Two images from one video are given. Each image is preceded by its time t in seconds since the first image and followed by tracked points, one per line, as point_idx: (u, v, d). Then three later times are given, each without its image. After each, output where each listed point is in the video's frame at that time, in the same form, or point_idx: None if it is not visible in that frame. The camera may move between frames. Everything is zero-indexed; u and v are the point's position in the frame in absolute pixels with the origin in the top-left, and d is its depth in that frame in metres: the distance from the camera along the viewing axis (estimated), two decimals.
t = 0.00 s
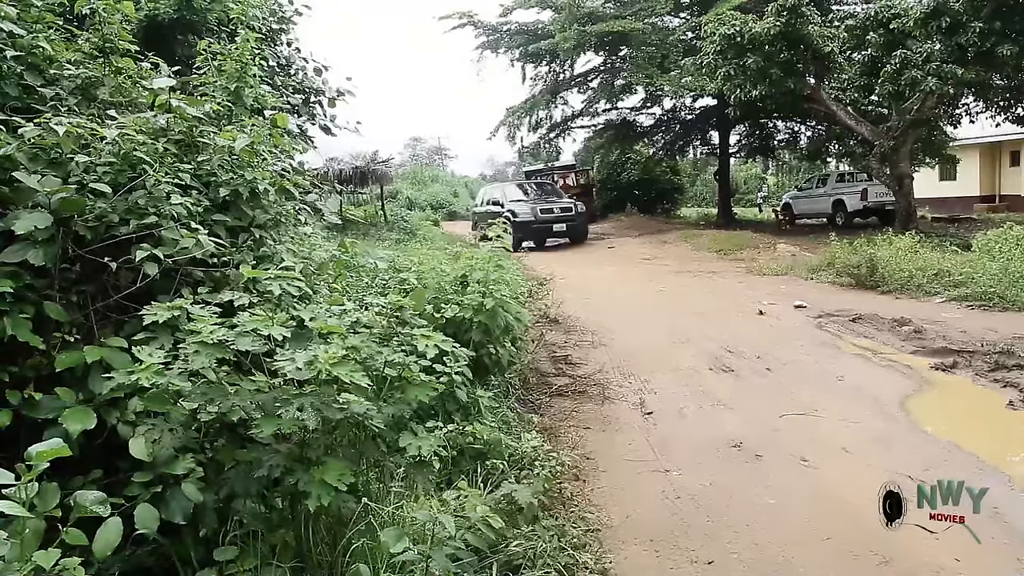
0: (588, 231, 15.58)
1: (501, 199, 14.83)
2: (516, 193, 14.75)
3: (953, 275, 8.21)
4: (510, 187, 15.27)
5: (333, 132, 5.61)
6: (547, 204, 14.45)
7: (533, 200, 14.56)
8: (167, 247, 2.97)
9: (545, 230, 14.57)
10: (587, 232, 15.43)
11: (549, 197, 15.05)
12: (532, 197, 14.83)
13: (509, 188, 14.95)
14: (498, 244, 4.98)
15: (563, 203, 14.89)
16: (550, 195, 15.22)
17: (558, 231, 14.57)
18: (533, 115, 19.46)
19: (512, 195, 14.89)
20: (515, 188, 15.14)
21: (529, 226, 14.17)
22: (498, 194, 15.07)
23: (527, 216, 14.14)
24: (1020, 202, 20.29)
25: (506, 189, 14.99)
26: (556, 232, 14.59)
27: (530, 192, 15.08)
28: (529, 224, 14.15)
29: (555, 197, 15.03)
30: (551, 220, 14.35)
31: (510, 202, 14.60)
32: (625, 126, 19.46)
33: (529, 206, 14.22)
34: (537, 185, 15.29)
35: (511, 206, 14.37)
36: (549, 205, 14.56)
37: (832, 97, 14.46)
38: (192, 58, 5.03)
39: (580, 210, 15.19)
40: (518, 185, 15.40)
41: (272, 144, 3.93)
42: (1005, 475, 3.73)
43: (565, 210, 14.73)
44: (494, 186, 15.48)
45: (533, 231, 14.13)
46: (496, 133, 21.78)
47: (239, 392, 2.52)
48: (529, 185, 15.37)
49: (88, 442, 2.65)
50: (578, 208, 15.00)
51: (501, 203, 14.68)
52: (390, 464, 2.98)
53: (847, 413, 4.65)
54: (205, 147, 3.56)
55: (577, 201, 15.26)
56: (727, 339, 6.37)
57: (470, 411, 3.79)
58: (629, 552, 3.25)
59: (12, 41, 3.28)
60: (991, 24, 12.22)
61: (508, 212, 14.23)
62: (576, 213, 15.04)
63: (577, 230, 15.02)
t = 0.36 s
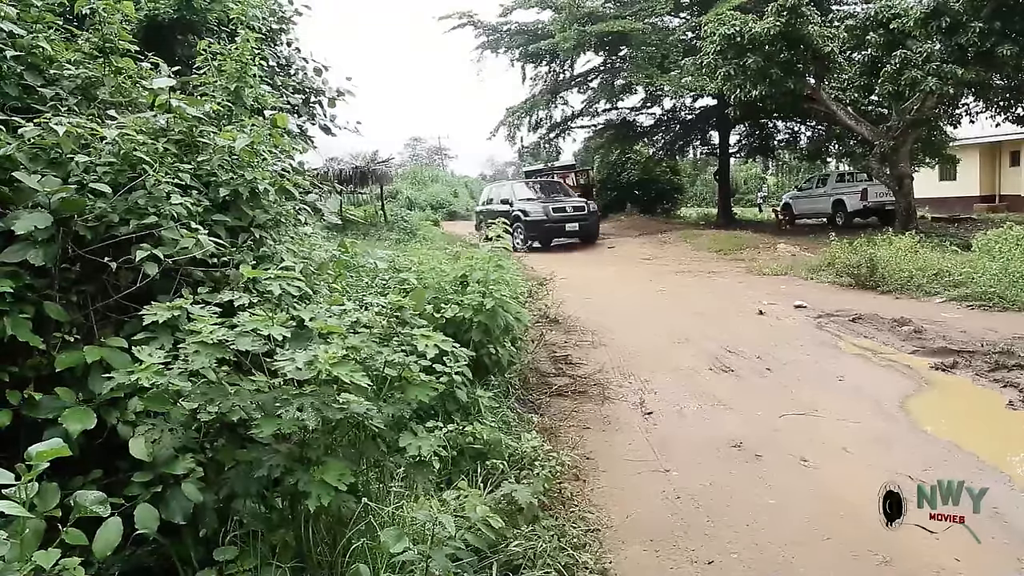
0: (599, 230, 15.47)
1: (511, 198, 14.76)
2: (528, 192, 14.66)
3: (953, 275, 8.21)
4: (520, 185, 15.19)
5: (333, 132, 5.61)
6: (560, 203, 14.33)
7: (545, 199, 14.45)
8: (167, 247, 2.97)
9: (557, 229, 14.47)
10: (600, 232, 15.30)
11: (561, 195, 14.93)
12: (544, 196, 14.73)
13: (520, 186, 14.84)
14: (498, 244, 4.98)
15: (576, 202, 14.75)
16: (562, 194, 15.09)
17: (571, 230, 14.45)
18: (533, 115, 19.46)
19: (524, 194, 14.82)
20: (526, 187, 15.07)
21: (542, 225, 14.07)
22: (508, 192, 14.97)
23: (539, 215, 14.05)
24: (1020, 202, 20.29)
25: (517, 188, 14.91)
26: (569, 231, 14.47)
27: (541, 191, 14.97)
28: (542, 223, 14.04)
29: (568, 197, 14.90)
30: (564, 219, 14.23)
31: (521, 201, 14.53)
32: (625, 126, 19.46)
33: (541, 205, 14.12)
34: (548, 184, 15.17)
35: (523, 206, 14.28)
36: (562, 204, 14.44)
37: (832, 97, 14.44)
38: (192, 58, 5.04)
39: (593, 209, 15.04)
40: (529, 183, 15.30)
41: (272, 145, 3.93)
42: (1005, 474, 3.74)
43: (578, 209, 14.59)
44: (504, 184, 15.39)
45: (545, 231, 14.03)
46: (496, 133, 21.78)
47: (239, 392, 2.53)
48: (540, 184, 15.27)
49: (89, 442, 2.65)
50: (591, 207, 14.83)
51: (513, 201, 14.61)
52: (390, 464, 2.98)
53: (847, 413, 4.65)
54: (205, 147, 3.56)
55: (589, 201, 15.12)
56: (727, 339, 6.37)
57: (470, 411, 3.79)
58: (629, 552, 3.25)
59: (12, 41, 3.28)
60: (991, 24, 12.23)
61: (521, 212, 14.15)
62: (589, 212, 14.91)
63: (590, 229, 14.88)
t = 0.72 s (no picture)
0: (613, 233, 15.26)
1: (522, 198, 14.70)
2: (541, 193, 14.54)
3: (953, 275, 8.21)
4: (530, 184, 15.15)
5: (332, 131, 5.60)
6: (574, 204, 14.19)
7: (559, 200, 14.32)
8: (167, 247, 2.97)
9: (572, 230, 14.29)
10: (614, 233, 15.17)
11: (574, 197, 14.79)
12: (557, 197, 14.61)
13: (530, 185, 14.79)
14: (498, 244, 4.98)
15: (589, 203, 14.60)
16: (575, 195, 14.95)
17: (585, 232, 14.30)
18: (532, 115, 19.46)
19: (536, 194, 14.74)
20: (537, 187, 14.99)
21: (555, 226, 13.93)
22: (518, 192, 14.90)
23: (553, 216, 13.92)
24: (1020, 202, 20.29)
25: (528, 188, 14.84)
26: (584, 233, 14.32)
27: (553, 192, 14.84)
28: (556, 225, 13.91)
29: (582, 199, 14.73)
30: (579, 220, 14.08)
31: (534, 202, 14.47)
32: (625, 126, 19.46)
33: (555, 206, 13.99)
34: (561, 186, 15.06)
35: (536, 206, 14.17)
36: (576, 205, 14.28)
37: (832, 97, 14.50)
38: (191, 58, 5.04)
39: (607, 210, 14.89)
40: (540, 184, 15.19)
41: (272, 145, 3.93)
42: (1004, 474, 3.74)
43: (592, 210, 14.41)
44: (514, 183, 15.30)
45: (559, 232, 13.90)
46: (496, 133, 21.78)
47: (239, 392, 2.53)
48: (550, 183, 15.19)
49: (88, 442, 2.65)
50: (605, 209, 14.65)
51: (525, 202, 14.53)
52: (389, 464, 2.98)
53: (847, 413, 4.65)
54: (205, 147, 3.56)
55: (603, 203, 14.94)
56: (727, 339, 6.38)
57: (470, 412, 3.79)
58: (629, 552, 3.25)
59: (12, 41, 3.28)
60: (990, 24, 12.22)
61: (535, 213, 14.02)
62: (604, 214, 14.73)
63: (605, 230, 14.73)
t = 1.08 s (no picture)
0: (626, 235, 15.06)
1: (535, 199, 14.48)
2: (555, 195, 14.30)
3: (952, 276, 8.22)
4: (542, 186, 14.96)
5: (332, 131, 5.59)
6: (591, 207, 13.99)
7: (575, 202, 14.11)
8: (167, 248, 2.96)
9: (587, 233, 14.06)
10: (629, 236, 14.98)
11: (588, 199, 14.58)
12: (572, 199, 14.40)
13: (542, 186, 14.57)
14: (498, 245, 4.99)
15: (605, 205, 14.38)
16: (590, 198, 14.75)
17: (601, 235, 14.07)
18: (532, 116, 19.46)
19: (550, 196, 14.53)
20: (551, 188, 14.79)
21: (572, 229, 13.70)
22: (531, 193, 14.67)
23: (570, 219, 13.70)
24: (1019, 203, 20.25)
25: (541, 189, 14.63)
26: (601, 237, 14.10)
27: (567, 194, 14.66)
28: (572, 228, 13.69)
29: (597, 201, 14.51)
30: (596, 223, 13.86)
31: (548, 203, 14.25)
32: (625, 126, 19.47)
33: (572, 209, 13.78)
34: (575, 187, 14.84)
35: (551, 209, 13.95)
36: (592, 208, 14.08)
37: (831, 98, 14.54)
38: (191, 59, 5.05)
39: (622, 213, 14.67)
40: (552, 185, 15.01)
41: (271, 145, 3.94)
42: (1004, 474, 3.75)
43: (608, 213, 14.20)
44: (526, 184, 15.09)
45: (576, 234, 13.68)
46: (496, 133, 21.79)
47: (238, 393, 2.54)
48: (562, 185, 15.00)
49: (88, 443, 2.65)
50: (621, 211, 14.42)
51: (539, 204, 14.31)
52: (389, 465, 2.99)
53: (846, 414, 4.65)
54: (204, 147, 3.55)
55: (619, 205, 14.72)
56: (727, 340, 6.38)
57: (470, 413, 3.79)
58: (629, 553, 3.25)
59: (12, 41, 3.28)
60: (989, 26, 12.20)
61: (550, 215, 13.80)
62: (619, 216, 14.51)
63: (621, 234, 14.50)
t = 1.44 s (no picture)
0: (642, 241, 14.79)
1: (549, 205, 14.15)
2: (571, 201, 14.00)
3: (951, 282, 8.22)
4: (555, 191, 14.59)
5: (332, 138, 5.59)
6: (610, 213, 13.68)
7: (591, 209, 13.78)
8: (167, 254, 2.97)
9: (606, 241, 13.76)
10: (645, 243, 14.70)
11: (604, 205, 14.28)
12: (587, 206, 14.08)
13: (557, 192, 14.24)
14: (497, 251, 4.99)
15: (622, 211, 14.10)
16: (603, 203, 14.45)
17: (620, 242, 13.79)
18: (532, 122, 19.47)
19: (564, 202, 14.19)
20: (564, 194, 14.44)
21: (590, 237, 13.40)
22: (545, 199, 14.33)
23: (589, 227, 13.37)
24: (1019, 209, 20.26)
25: (555, 194, 14.26)
26: (620, 244, 13.82)
27: (582, 200, 14.32)
28: (592, 235, 13.36)
29: (614, 206, 14.21)
30: (616, 230, 13.57)
31: (564, 210, 13.89)
32: (624, 132, 19.49)
33: (590, 216, 13.46)
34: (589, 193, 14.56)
35: (569, 216, 13.59)
36: (610, 215, 13.77)
37: (830, 105, 14.56)
38: (192, 65, 5.03)
39: (639, 219, 14.38)
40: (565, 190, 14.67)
41: (271, 151, 3.95)
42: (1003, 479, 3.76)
43: (627, 220, 13.91)
44: (537, 189, 14.70)
45: (596, 242, 13.37)
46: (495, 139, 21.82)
47: (237, 399, 2.55)
48: (575, 190, 14.65)
49: (86, 449, 2.64)
50: (638, 216, 14.14)
51: (555, 210, 13.93)
52: (389, 471, 2.99)
53: (846, 420, 4.65)
54: (204, 153, 3.55)
55: (635, 210, 14.42)
56: (727, 346, 6.37)
57: (469, 419, 3.78)
58: (628, 560, 3.24)
59: (12, 48, 3.28)
60: (988, 32, 12.18)
61: (569, 222, 13.44)
62: (636, 222, 14.23)
63: (638, 240, 14.22)
